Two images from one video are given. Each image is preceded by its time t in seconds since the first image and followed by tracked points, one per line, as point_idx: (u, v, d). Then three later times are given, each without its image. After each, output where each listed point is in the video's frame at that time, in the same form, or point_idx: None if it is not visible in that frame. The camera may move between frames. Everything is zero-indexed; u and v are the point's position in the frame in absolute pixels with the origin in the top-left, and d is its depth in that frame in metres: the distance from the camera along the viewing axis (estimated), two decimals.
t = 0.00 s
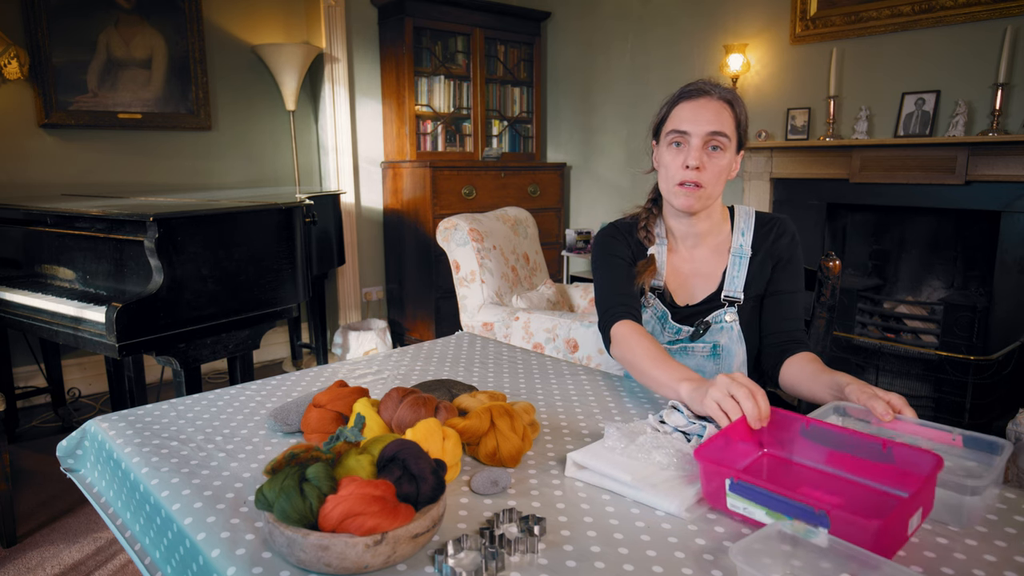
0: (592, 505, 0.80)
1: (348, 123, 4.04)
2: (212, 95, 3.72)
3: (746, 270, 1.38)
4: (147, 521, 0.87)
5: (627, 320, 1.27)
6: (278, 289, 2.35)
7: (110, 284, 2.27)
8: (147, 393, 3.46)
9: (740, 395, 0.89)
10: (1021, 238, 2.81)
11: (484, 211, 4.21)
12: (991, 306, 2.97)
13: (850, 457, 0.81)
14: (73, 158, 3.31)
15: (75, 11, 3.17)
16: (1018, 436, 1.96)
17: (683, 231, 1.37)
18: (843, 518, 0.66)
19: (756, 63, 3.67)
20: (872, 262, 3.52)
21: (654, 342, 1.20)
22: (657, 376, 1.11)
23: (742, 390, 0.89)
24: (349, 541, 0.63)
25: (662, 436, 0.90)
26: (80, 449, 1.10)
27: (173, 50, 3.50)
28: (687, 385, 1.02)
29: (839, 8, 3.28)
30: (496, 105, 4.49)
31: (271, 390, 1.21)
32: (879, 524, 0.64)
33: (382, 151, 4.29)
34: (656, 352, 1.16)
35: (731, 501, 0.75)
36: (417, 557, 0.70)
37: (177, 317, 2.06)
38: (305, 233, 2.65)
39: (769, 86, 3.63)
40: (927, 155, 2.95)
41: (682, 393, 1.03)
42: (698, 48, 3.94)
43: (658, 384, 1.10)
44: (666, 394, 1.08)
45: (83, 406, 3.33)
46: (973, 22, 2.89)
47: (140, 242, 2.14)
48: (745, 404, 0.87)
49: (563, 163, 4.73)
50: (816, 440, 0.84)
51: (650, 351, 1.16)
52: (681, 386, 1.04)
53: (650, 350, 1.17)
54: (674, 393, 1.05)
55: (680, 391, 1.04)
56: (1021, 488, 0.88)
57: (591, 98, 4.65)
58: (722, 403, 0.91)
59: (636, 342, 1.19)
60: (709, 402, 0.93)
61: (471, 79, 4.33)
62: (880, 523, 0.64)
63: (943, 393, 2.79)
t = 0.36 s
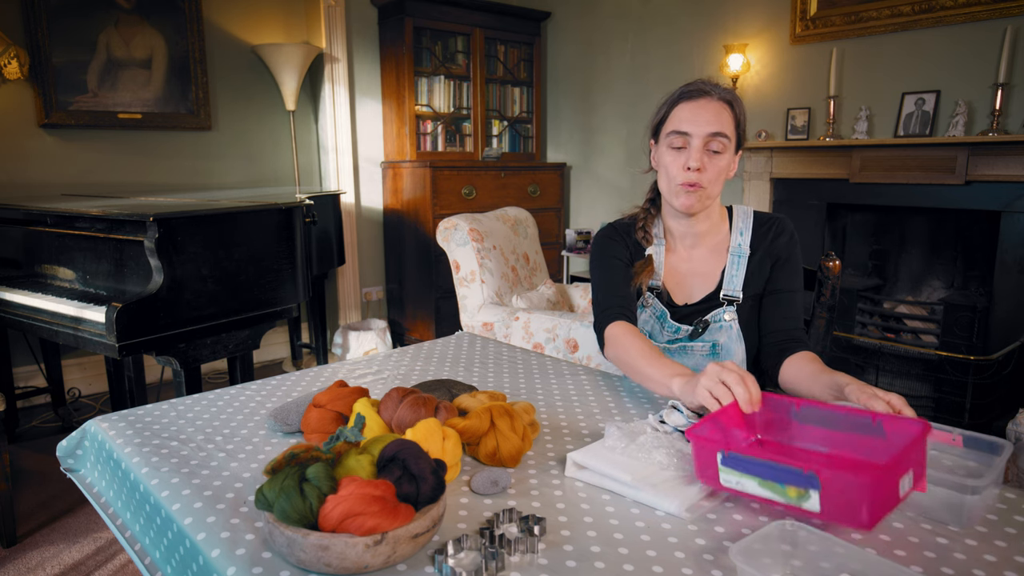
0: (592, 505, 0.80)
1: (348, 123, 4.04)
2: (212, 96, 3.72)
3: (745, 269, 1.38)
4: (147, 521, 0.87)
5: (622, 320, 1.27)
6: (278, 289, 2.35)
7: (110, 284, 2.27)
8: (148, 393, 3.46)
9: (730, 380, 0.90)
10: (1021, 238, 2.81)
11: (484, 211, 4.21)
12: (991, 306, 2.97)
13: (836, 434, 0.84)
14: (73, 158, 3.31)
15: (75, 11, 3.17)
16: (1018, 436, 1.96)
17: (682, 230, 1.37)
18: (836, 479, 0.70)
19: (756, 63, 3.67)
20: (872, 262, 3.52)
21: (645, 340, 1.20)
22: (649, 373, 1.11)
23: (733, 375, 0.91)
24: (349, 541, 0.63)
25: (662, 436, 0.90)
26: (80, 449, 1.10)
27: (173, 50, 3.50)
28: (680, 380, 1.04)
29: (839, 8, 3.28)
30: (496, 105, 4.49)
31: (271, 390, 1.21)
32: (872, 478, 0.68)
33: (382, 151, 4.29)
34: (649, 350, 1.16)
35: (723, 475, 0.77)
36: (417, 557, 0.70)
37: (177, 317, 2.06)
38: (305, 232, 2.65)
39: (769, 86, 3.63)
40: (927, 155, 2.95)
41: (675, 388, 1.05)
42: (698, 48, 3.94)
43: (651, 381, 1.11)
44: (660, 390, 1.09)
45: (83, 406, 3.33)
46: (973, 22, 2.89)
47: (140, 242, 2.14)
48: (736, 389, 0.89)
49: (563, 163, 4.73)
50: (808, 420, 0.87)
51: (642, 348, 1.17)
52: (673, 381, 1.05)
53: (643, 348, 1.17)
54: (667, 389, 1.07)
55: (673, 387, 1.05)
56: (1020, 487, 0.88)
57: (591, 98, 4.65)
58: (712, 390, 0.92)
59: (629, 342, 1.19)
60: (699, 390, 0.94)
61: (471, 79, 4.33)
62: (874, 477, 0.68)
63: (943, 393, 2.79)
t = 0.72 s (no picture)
0: (592, 505, 0.80)
1: (348, 123, 4.05)
2: (212, 96, 3.72)
3: (745, 270, 1.38)
4: (147, 521, 0.87)
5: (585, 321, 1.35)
6: (278, 289, 2.35)
7: (110, 284, 2.27)
8: (147, 393, 3.46)
9: (653, 320, 0.93)
10: (1021, 238, 2.81)
11: (484, 211, 4.21)
12: (991, 306, 2.97)
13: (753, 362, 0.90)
14: (73, 158, 3.31)
15: (75, 11, 3.17)
16: (1018, 436, 1.95)
17: (684, 231, 1.37)
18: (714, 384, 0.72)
19: (756, 63, 3.67)
20: (872, 262, 3.52)
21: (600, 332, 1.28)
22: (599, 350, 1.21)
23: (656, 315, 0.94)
24: (349, 541, 0.63)
25: (663, 436, 0.90)
26: (80, 449, 1.10)
27: (173, 51, 3.50)
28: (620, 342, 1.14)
29: (839, 8, 3.28)
30: (496, 105, 4.49)
31: (271, 390, 1.21)
32: (744, 378, 0.70)
33: (382, 151, 4.29)
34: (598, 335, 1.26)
35: (628, 393, 0.81)
36: (417, 557, 0.70)
37: (177, 317, 2.06)
38: (305, 232, 2.65)
39: (769, 86, 3.63)
40: (927, 155, 2.95)
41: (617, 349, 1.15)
42: (698, 48, 3.94)
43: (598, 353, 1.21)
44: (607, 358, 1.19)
45: (83, 406, 3.33)
46: (973, 22, 2.89)
47: (140, 242, 2.13)
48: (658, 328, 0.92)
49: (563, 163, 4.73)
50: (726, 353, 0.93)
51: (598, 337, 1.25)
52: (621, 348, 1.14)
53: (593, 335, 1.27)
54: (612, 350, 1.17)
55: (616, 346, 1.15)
56: (1020, 487, 0.88)
57: (591, 97, 4.64)
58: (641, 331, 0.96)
59: (581, 333, 1.29)
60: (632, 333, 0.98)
61: (471, 78, 4.33)
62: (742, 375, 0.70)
63: (943, 393, 2.79)
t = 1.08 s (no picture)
0: (592, 505, 0.80)
1: (348, 124, 4.05)
2: (212, 96, 3.73)
3: (744, 270, 1.38)
4: (147, 520, 0.87)
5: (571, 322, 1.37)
6: (278, 289, 2.36)
7: (110, 284, 2.27)
8: (147, 393, 3.46)
9: (613, 318, 1.03)
10: (1021, 238, 2.81)
11: (484, 211, 4.21)
12: (991, 306, 2.97)
13: (699, 357, 0.98)
14: (74, 158, 3.31)
15: (75, 11, 3.17)
16: (1018, 436, 1.95)
17: (684, 231, 1.37)
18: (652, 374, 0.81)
19: (756, 63, 3.66)
20: (872, 262, 3.52)
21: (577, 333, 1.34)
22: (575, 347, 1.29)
23: (615, 312, 1.04)
24: (349, 541, 0.63)
25: (663, 436, 0.90)
26: (80, 449, 1.10)
27: (173, 50, 3.50)
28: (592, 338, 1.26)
29: (839, 8, 3.28)
30: (496, 105, 4.49)
31: (271, 390, 1.21)
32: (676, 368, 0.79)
33: (382, 151, 4.29)
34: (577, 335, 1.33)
35: (582, 384, 0.89)
36: (417, 557, 0.70)
37: (176, 316, 2.06)
38: (305, 233, 2.65)
39: (769, 86, 3.63)
40: (927, 155, 2.95)
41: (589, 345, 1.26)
42: (698, 47, 3.94)
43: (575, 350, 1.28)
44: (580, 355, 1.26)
45: (83, 406, 3.32)
46: (973, 22, 2.89)
47: (140, 242, 2.13)
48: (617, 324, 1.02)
49: (563, 163, 4.73)
50: (678, 349, 1.02)
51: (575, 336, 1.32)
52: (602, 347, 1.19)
53: (573, 334, 1.33)
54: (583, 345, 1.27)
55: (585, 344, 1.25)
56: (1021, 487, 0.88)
57: (591, 97, 4.64)
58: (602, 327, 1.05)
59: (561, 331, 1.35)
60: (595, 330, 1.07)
61: (471, 79, 4.33)
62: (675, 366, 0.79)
63: (943, 393, 2.79)
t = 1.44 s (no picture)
0: (592, 505, 0.80)
1: (348, 124, 4.05)
2: (212, 96, 3.73)
3: (745, 268, 1.38)
4: (147, 521, 0.87)
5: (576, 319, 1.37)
6: (278, 289, 2.36)
7: (110, 284, 2.27)
8: (148, 393, 3.46)
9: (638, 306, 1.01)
10: (1021, 238, 2.81)
11: (484, 211, 4.21)
12: (991, 306, 2.98)
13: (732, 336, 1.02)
14: (74, 158, 3.31)
15: (75, 11, 3.17)
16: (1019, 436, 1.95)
17: (684, 230, 1.37)
18: (698, 353, 0.82)
19: (756, 63, 3.67)
20: (872, 262, 3.52)
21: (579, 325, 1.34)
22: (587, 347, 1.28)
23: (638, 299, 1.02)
24: (349, 541, 0.63)
25: (664, 436, 0.90)
26: (80, 449, 1.10)
27: (172, 50, 3.50)
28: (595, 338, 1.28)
29: (839, 8, 3.28)
30: (496, 105, 4.49)
31: (271, 390, 1.21)
32: (723, 345, 0.80)
33: (382, 151, 4.29)
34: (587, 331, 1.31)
35: (617, 371, 0.89)
36: (417, 557, 0.70)
37: (176, 316, 2.06)
38: (305, 233, 2.65)
39: (769, 86, 3.63)
40: (927, 155, 2.95)
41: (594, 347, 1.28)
42: (698, 47, 3.94)
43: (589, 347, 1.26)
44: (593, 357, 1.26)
45: (83, 406, 3.33)
46: (973, 22, 2.89)
47: (140, 242, 2.13)
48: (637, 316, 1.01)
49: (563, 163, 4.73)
50: (705, 331, 1.04)
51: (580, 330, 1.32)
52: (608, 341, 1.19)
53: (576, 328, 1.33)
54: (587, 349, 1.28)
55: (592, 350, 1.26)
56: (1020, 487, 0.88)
57: (591, 97, 4.64)
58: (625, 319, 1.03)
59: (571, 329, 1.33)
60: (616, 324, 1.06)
61: (471, 78, 4.33)
62: (723, 345, 0.80)
63: (943, 393, 2.79)
